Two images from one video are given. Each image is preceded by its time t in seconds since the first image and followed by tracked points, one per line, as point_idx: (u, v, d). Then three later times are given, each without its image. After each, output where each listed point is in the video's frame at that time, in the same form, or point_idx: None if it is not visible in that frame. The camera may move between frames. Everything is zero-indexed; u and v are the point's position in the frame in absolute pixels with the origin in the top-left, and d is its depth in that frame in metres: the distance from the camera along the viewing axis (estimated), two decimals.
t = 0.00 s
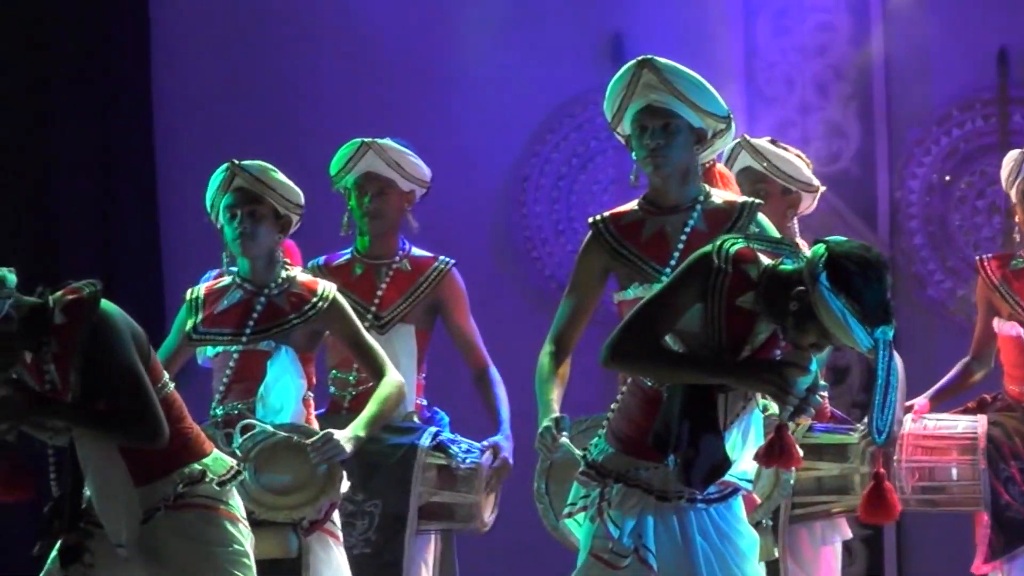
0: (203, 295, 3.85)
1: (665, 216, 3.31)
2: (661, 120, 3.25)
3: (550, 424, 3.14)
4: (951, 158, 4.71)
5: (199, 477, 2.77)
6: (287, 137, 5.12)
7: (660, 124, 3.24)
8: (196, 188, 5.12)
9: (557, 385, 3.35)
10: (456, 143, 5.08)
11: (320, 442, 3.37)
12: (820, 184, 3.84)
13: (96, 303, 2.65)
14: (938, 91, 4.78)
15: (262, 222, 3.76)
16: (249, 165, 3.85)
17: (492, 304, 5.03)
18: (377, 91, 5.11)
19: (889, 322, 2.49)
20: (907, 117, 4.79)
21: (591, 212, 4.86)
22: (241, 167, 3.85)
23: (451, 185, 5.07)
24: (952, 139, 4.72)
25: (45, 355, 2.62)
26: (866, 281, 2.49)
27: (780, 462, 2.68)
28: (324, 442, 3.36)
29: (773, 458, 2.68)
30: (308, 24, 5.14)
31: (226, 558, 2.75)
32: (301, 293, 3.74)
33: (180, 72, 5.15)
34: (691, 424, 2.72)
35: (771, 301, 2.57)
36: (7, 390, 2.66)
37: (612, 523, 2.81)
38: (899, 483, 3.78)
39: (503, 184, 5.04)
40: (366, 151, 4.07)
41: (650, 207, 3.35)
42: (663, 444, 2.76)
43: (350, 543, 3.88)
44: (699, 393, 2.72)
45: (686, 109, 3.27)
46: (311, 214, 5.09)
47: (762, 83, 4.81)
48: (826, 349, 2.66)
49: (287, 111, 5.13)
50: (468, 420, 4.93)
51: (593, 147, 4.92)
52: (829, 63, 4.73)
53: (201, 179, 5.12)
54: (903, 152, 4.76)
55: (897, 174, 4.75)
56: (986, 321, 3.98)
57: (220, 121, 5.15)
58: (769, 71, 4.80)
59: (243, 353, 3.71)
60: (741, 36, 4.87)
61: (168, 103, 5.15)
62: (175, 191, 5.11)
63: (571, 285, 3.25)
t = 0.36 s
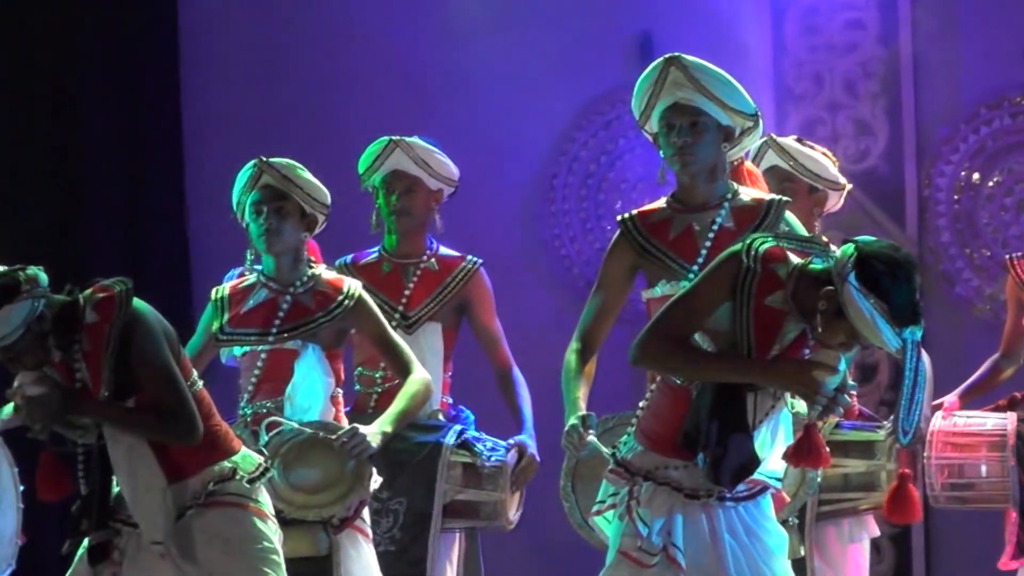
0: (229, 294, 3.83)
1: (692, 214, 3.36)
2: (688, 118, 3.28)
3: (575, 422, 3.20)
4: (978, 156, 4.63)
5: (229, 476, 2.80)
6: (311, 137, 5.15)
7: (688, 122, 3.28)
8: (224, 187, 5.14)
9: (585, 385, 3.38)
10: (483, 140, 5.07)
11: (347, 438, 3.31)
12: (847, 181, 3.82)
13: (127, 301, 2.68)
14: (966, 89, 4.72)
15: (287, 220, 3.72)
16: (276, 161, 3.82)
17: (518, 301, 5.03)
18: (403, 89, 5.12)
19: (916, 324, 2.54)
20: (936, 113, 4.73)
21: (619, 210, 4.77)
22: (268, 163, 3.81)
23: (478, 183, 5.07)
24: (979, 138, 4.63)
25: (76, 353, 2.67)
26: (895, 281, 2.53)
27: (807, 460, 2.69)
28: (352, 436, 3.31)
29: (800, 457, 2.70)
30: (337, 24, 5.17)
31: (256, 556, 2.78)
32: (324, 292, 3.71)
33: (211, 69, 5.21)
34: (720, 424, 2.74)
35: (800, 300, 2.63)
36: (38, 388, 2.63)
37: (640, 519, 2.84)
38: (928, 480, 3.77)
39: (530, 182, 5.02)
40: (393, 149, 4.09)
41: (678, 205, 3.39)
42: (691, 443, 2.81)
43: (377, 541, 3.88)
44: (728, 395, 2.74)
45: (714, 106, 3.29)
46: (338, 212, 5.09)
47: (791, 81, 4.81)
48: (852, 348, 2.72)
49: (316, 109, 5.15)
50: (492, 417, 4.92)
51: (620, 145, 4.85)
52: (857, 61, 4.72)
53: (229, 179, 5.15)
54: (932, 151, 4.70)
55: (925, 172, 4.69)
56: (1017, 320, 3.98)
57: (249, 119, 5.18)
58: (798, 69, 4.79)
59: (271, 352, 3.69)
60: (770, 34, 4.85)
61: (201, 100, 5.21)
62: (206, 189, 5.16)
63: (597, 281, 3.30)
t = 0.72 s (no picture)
0: (258, 292, 3.86)
1: (719, 211, 3.36)
2: (716, 115, 3.27)
3: (606, 419, 3.30)
4: (1006, 154, 4.57)
5: (256, 473, 2.81)
6: (336, 135, 5.15)
7: (715, 119, 3.27)
8: (249, 185, 5.14)
9: (611, 381, 3.47)
10: (507, 138, 5.06)
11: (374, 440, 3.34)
12: (876, 180, 3.82)
13: (153, 297, 2.67)
14: (994, 86, 4.69)
15: (317, 220, 3.77)
16: (306, 161, 3.87)
17: (542, 299, 5.02)
18: (428, 87, 5.13)
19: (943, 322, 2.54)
20: (964, 112, 4.71)
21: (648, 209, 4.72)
22: (298, 162, 3.86)
23: (504, 181, 5.06)
24: (1007, 135, 4.58)
25: (102, 350, 2.66)
26: (923, 281, 2.54)
27: (834, 459, 2.70)
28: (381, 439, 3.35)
29: (827, 456, 2.70)
30: (361, 21, 5.16)
31: (282, 553, 2.78)
32: (355, 290, 3.75)
33: (236, 66, 5.19)
34: (747, 424, 2.76)
35: (828, 298, 2.65)
36: (64, 383, 2.61)
37: (666, 517, 2.86)
38: (957, 477, 3.77)
39: (557, 181, 5.00)
40: (417, 147, 4.10)
41: (705, 203, 3.40)
42: (720, 442, 2.82)
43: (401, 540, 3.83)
44: (756, 394, 2.76)
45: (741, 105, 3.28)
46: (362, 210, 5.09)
47: (818, 79, 4.82)
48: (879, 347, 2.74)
49: (342, 108, 5.15)
50: (519, 415, 4.93)
51: (649, 143, 4.80)
52: (883, 59, 4.72)
53: (255, 177, 5.15)
54: (959, 148, 4.66)
55: (953, 169, 4.66)
56: None
57: (274, 116, 5.17)
58: (824, 67, 4.80)
59: (299, 350, 3.71)
60: (797, 31, 4.85)
61: (224, 96, 5.18)
62: (229, 186, 5.13)
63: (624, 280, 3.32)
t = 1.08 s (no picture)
0: (283, 292, 3.84)
1: (747, 210, 3.31)
2: (744, 113, 3.23)
3: (634, 416, 3.24)
4: None
5: (281, 471, 2.80)
6: (359, 133, 5.15)
7: (743, 117, 3.23)
8: (272, 183, 5.13)
9: (637, 376, 3.44)
10: (531, 137, 5.07)
11: (401, 438, 3.31)
12: (902, 178, 3.91)
13: (181, 293, 2.67)
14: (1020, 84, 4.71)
15: (342, 220, 3.75)
16: (330, 159, 3.83)
17: (566, 298, 5.03)
18: (452, 86, 5.13)
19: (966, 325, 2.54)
20: (989, 109, 4.73)
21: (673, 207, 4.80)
22: (322, 161, 3.83)
23: (527, 179, 5.06)
24: None
25: (129, 345, 2.65)
26: (947, 281, 2.53)
27: (859, 458, 2.69)
28: (407, 438, 3.32)
29: (851, 455, 2.69)
30: (385, 20, 5.17)
31: (308, 552, 2.77)
32: (379, 288, 3.72)
33: (256, 65, 5.16)
34: (774, 423, 2.74)
35: (854, 297, 2.65)
36: (89, 375, 2.59)
37: (692, 515, 2.86)
38: (984, 475, 3.79)
39: (581, 180, 5.02)
40: (439, 144, 4.09)
41: (733, 201, 3.35)
42: (745, 440, 2.81)
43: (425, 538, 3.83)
44: (782, 393, 2.74)
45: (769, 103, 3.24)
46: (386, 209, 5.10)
47: (843, 78, 4.81)
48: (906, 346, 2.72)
49: (365, 107, 5.15)
50: (542, 414, 4.95)
51: (674, 142, 4.88)
52: (909, 57, 4.74)
53: (277, 175, 5.14)
54: (984, 147, 4.69)
55: (978, 167, 4.68)
56: None
57: (296, 114, 5.15)
58: (849, 66, 4.80)
59: (325, 349, 3.68)
60: (823, 29, 4.84)
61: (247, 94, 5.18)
62: (252, 185, 5.13)
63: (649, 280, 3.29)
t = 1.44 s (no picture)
0: (305, 284, 3.80)
1: (770, 200, 3.23)
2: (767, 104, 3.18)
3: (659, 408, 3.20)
4: None
5: (303, 462, 2.77)
6: (378, 124, 5.14)
7: (767, 109, 3.18)
8: (292, 175, 5.14)
9: (659, 366, 3.40)
10: (549, 128, 5.07)
11: (422, 430, 3.24)
12: (924, 168, 3.98)
13: (208, 280, 2.66)
14: None
15: (362, 213, 3.71)
16: (352, 150, 3.82)
17: (586, 289, 5.04)
18: (472, 77, 5.13)
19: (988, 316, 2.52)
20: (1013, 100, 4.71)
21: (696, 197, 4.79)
22: (343, 152, 3.82)
23: (546, 170, 5.07)
24: None
25: (155, 330, 2.64)
26: (968, 273, 2.50)
27: (881, 448, 2.64)
28: (427, 429, 3.24)
29: (873, 446, 2.64)
30: (404, 11, 5.17)
31: (330, 543, 2.75)
32: (402, 279, 3.65)
33: (276, 55, 5.18)
34: (796, 414, 2.72)
35: (875, 288, 2.63)
36: (113, 358, 2.54)
37: (715, 505, 2.83)
38: (1006, 466, 3.81)
39: (604, 171, 5.01)
40: (461, 132, 4.12)
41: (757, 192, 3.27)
42: (768, 430, 2.78)
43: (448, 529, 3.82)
44: (802, 383, 2.72)
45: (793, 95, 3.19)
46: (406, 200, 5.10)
47: (865, 68, 4.82)
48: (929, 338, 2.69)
49: (385, 98, 5.15)
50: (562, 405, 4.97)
51: (696, 133, 4.87)
52: (932, 48, 4.74)
53: (297, 167, 5.16)
54: (1006, 137, 4.69)
55: (1000, 158, 4.68)
56: None
57: (315, 105, 5.17)
58: (871, 56, 4.80)
59: (347, 339, 3.63)
60: (845, 19, 4.85)
61: (267, 85, 5.18)
62: (272, 176, 5.14)
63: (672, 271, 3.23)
